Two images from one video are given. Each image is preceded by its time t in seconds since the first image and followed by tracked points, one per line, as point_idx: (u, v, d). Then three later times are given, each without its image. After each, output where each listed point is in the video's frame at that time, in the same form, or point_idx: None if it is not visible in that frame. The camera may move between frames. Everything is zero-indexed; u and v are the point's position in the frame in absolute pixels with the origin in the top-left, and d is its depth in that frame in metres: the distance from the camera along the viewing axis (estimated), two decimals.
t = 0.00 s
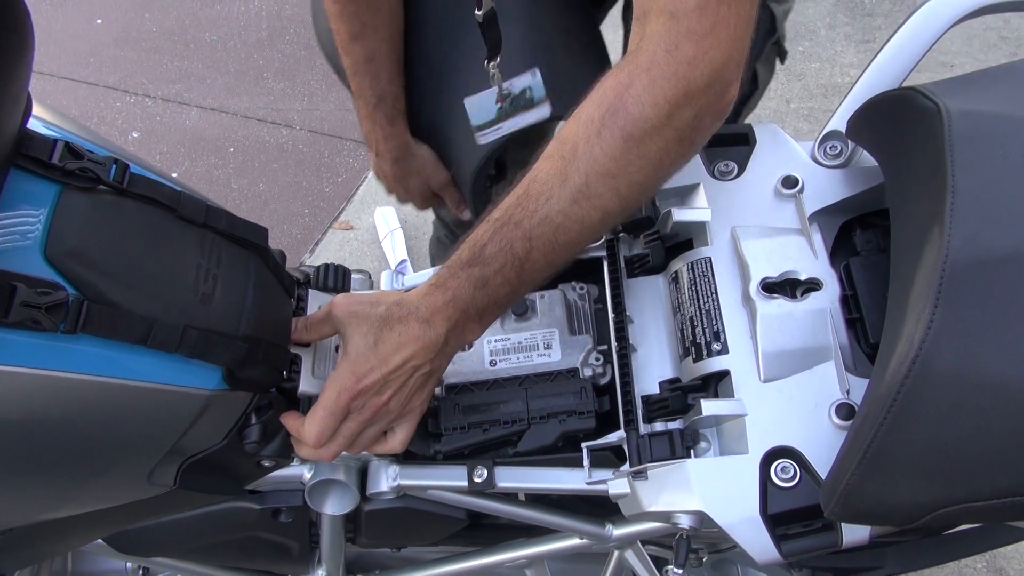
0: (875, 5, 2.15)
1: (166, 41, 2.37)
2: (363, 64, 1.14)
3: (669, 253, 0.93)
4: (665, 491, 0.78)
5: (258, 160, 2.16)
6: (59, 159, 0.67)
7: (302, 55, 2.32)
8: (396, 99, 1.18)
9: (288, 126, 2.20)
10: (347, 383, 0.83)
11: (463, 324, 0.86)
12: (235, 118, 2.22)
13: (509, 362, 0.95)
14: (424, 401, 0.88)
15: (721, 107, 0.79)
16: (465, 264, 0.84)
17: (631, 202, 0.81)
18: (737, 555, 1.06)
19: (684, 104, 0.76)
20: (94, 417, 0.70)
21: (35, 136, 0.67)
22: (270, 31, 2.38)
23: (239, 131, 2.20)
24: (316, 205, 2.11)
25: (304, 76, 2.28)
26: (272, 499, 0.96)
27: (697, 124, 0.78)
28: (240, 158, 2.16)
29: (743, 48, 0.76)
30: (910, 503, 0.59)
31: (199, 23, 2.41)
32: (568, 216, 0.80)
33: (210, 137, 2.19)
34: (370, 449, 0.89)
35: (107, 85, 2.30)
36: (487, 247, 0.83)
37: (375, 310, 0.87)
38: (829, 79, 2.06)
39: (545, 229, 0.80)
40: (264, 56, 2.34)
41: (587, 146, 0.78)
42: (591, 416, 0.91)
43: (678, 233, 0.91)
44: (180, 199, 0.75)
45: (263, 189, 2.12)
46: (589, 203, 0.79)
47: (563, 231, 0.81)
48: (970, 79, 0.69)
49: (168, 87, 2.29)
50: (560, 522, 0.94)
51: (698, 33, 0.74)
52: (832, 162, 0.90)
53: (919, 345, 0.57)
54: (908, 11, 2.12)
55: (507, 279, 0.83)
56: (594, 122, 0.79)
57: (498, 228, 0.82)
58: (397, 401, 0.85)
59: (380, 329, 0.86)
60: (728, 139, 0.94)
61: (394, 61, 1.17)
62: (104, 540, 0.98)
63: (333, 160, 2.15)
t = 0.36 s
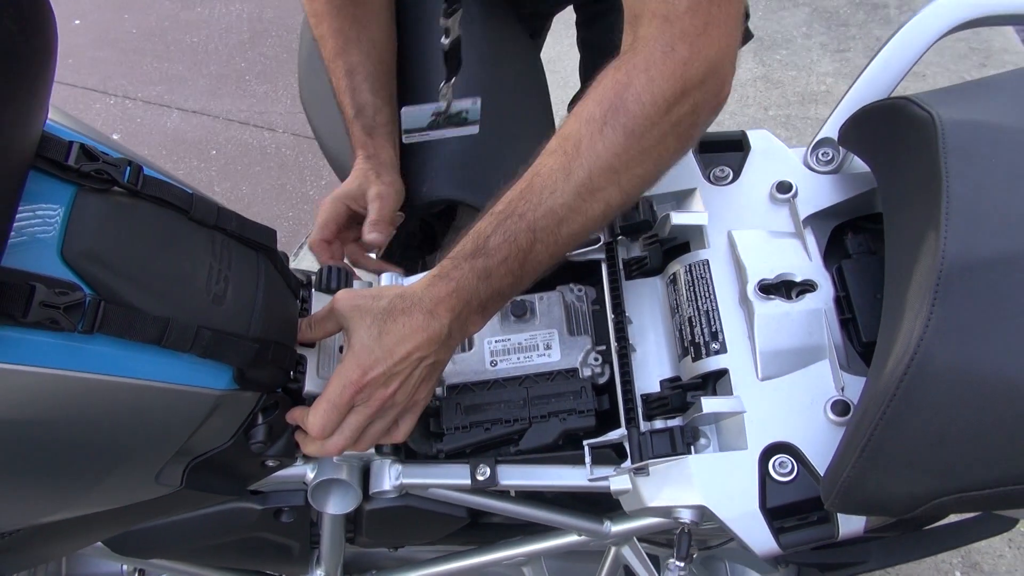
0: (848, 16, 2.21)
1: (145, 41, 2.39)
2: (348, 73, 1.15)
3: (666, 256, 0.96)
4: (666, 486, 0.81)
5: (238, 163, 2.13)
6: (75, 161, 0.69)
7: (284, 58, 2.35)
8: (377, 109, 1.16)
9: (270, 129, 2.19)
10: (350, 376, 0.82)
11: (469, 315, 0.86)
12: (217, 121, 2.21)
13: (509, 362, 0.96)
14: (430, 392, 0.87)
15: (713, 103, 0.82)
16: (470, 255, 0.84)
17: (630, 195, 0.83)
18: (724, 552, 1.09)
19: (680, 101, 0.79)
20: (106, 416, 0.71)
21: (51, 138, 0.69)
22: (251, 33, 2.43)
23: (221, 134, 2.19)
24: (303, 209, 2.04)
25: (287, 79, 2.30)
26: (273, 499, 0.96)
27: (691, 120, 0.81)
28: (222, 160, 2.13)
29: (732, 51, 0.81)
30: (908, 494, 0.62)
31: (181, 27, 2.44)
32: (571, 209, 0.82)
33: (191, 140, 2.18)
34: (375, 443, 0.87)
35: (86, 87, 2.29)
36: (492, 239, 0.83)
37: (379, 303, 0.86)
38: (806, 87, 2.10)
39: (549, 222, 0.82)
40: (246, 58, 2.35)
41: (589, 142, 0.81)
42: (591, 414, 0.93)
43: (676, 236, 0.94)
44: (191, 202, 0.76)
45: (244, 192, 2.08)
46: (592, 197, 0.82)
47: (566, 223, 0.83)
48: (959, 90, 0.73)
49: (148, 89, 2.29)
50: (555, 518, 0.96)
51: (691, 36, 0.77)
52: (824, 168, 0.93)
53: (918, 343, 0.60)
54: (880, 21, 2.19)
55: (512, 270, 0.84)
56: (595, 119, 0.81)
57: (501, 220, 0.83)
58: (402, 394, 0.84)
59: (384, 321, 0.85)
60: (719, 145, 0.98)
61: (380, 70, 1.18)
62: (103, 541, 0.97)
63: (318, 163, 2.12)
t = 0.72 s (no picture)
0: (813, 18, 2.27)
1: (115, 49, 2.38)
2: (340, 60, 1.18)
3: (653, 252, 0.98)
4: (660, 475, 0.83)
5: (214, 171, 2.12)
6: (75, 166, 0.70)
7: (257, 64, 2.35)
8: (361, 96, 1.15)
9: (245, 136, 2.18)
10: (349, 386, 0.82)
11: (464, 319, 0.87)
12: (191, 128, 2.20)
13: (502, 359, 0.98)
14: (426, 396, 0.89)
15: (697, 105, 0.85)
16: (463, 259, 0.85)
17: (618, 195, 0.86)
18: (712, 542, 1.11)
19: (671, 104, 0.82)
20: (109, 419, 0.71)
21: (51, 145, 0.70)
22: (223, 40, 2.41)
23: (194, 141, 2.17)
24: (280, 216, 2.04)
25: (260, 85, 2.29)
26: (271, 500, 0.97)
27: (678, 122, 0.84)
28: (197, 168, 2.12)
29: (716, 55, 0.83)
30: (895, 473, 0.65)
31: (151, 34, 2.43)
32: (562, 210, 0.84)
33: (164, 147, 2.16)
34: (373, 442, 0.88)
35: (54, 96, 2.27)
36: (484, 242, 0.85)
37: (370, 310, 0.86)
38: (774, 88, 2.15)
39: (541, 224, 0.84)
40: (218, 65, 2.35)
41: (581, 145, 0.83)
42: (583, 408, 0.95)
43: (662, 231, 0.96)
44: (190, 206, 0.78)
45: (221, 199, 2.07)
46: (583, 198, 0.84)
47: (557, 225, 0.85)
48: (931, 88, 0.76)
49: (120, 97, 2.27)
50: (546, 511, 0.97)
51: (683, 41, 0.80)
52: (802, 164, 0.97)
53: (901, 327, 0.63)
54: (844, 22, 2.25)
55: (505, 273, 0.85)
56: (587, 122, 0.83)
57: (494, 223, 0.85)
58: (401, 399, 0.85)
59: (378, 328, 0.85)
60: (703, 143, 1.01)
61: (372, 60, 1.18)
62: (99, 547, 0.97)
63: (294, 169, 2.11)
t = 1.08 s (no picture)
0: (782, 21, 2.32)
1: (85, 58, 2.36)
2: (347, 71, 1.19)
3: (641, 249, 1.01)
4: (655, 466, 0.85)
5: (190, 179, 2.10)
6: (71, 171, 0.71)
7: (231, 71, 2.33)
8: (369, 105, 1.16)
9: (221, 143, 2.17)
10: (341, 387, 0.83)
11: (454, 318, 0.88)
12: (166, 136, 2.18)
13: (494, 357, 0.98)
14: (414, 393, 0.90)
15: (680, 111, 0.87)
16: (457, 258, 0.85)
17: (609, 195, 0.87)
18: (701, 535, 1.14)
19: (662, 108, 0.84)
20: (110, 423, 0.72)
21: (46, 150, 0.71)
22: (196, 48, 2.39)
23: (170, 149, 2.15)
24: (259, 223, 2.03)
25: (235, 92, 2.28)
26: (266, 502, 0.97)
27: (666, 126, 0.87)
28: (173, 176, 2.10)
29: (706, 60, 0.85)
30: (886, 455, 0.67)
31: (122, 42, 2.41)
32: (558, 210, 0.85)
33: (139, 155, 2.14)
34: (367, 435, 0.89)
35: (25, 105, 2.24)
36: (479, 241, 0.85)
37: (358, 310, 0.87)
38: (747, 90, 2.19)
39: (536, 223, 0.85)
40: (192, 72, 2.33)
41: (579, 147, 0.84)
42: (574, 403, 0.96)
43: (649, 229, 0.99)
44: (185, 210, 0.79)
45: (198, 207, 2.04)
46: (578, 198, 0.85)
47: (551, 224, 0.85)
48: (905, 84, 0.80)
49: (92, 106, 2.25)
50: (536, 505, 0.98)
51: (675, 47, 0.82)
52: (783, 160, 0.99)
53: (886, 313, 0.66)
54: (812, 24, 2.30)
55: (497, 271, 0.86)
56: (584, 123, 0.84)
57: (488, 222, 0.85)
58: (392, 398, 0.86)
59: (366, 327, 0.86)
60: (686, 141, 1.03)
61: (377, 67, 1.19)
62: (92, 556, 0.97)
63: (271, 176, 2.11)
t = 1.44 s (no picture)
0: (765, 20, 2.33)
1: (66, 64, 2.34)
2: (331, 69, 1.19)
3: (635, 247, 1.02)
4: (654, 463, 0.85)
5: (175, 184, 2.08)
6: (62, 174, 0.70)
7: (215, 75, 2.31)
8: (353, 102, 1.15)
9: (205, 148, 2.15)
10: (362, 386, 0.82)
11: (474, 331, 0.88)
12: (149, 141, 2.16)
13: (490, 357, 0.98)
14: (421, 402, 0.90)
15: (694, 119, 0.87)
16: (482, 275, 0.84)
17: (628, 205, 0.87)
18: (696, 531, 1.14)
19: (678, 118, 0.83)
20: (105, 428, 0.71)
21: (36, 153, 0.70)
22: (178, 52, 2.37)
23: (154, 155, 2.13)
24: (245, 227, 2.01)
25: (218, 96, 2.26)
26: (263, 507, 0.96)
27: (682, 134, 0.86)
28: (157, 181, 2.08)
29: (716, 64, 0.83)
30: (887, 446, 0.68)
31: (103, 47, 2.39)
32: (578, 225, 0.84)
33: (123, 161, 2.11)
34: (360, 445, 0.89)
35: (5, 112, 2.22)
36: (502, 256, 0.84)
37: (385, 319, 0.87)
38: (731, 89, 2.20)
39: (557, 239, 0.84)
40: (174, 77, 2.31)
41: (596, 163, 0.83)
42: (572, 401, 0.95)
43: (643, 226, 1.00)
44: (178, 212, 0.79)
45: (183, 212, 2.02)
46: (597, 212, 0.85)
47: (572, 237, 0.85)
48: (896, 79, 0.80)
49: (74, 112, 2.23)
50: (532, 505, 0.97)
51: (684, 59, 0.81)
52: (775, 156, 0.99)
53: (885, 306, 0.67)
54: (795, 23, 2.32)
55: (518, 285, 0.86)
56: (599, 139, 0.83)
57: (511, 238, 0.84)
58: (401, 405, 0.87)
59: (392, 336, 0.86)
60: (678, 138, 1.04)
61: (362, 63, 1.18)
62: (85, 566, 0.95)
63: (257, 180, 2.09)
